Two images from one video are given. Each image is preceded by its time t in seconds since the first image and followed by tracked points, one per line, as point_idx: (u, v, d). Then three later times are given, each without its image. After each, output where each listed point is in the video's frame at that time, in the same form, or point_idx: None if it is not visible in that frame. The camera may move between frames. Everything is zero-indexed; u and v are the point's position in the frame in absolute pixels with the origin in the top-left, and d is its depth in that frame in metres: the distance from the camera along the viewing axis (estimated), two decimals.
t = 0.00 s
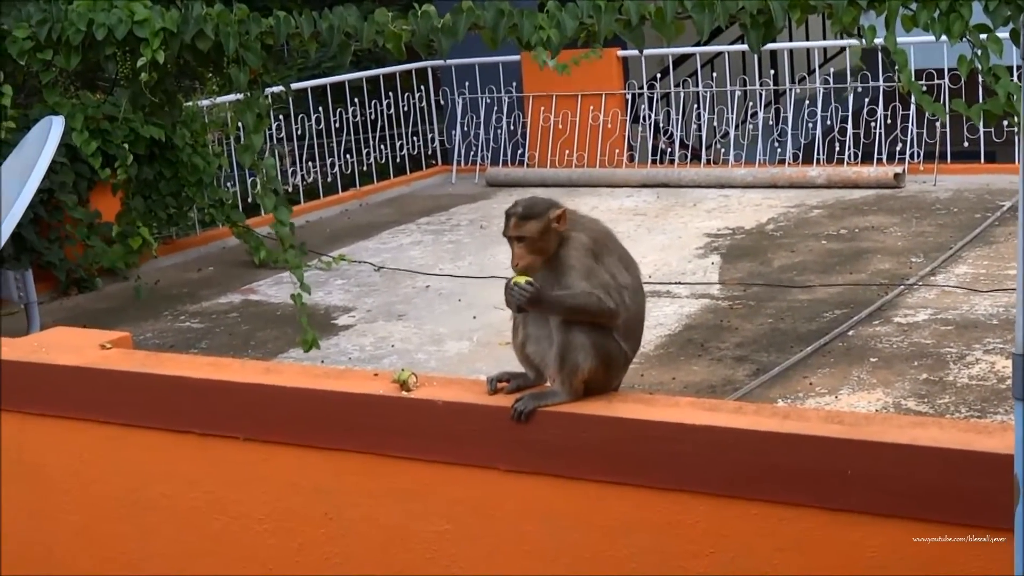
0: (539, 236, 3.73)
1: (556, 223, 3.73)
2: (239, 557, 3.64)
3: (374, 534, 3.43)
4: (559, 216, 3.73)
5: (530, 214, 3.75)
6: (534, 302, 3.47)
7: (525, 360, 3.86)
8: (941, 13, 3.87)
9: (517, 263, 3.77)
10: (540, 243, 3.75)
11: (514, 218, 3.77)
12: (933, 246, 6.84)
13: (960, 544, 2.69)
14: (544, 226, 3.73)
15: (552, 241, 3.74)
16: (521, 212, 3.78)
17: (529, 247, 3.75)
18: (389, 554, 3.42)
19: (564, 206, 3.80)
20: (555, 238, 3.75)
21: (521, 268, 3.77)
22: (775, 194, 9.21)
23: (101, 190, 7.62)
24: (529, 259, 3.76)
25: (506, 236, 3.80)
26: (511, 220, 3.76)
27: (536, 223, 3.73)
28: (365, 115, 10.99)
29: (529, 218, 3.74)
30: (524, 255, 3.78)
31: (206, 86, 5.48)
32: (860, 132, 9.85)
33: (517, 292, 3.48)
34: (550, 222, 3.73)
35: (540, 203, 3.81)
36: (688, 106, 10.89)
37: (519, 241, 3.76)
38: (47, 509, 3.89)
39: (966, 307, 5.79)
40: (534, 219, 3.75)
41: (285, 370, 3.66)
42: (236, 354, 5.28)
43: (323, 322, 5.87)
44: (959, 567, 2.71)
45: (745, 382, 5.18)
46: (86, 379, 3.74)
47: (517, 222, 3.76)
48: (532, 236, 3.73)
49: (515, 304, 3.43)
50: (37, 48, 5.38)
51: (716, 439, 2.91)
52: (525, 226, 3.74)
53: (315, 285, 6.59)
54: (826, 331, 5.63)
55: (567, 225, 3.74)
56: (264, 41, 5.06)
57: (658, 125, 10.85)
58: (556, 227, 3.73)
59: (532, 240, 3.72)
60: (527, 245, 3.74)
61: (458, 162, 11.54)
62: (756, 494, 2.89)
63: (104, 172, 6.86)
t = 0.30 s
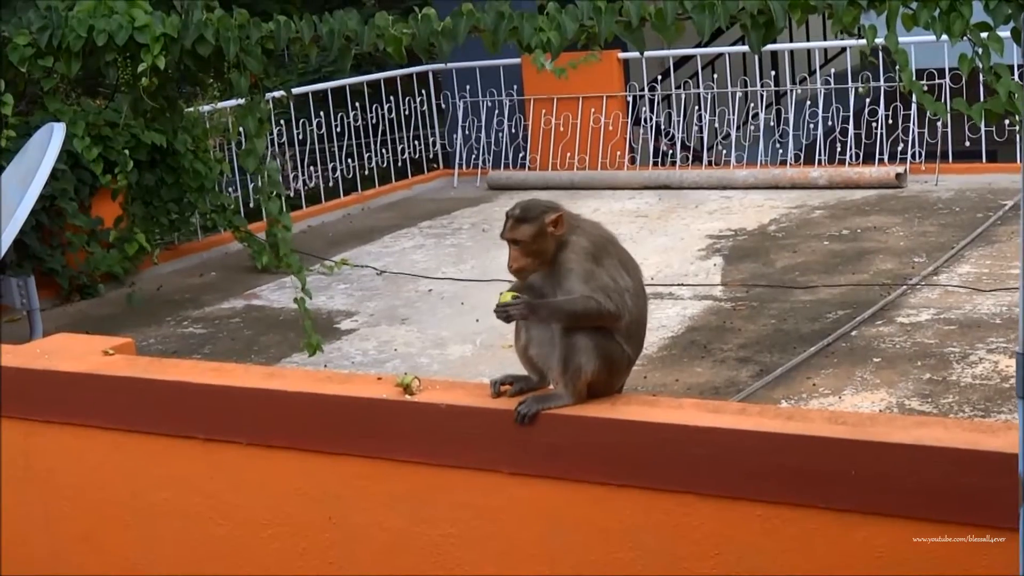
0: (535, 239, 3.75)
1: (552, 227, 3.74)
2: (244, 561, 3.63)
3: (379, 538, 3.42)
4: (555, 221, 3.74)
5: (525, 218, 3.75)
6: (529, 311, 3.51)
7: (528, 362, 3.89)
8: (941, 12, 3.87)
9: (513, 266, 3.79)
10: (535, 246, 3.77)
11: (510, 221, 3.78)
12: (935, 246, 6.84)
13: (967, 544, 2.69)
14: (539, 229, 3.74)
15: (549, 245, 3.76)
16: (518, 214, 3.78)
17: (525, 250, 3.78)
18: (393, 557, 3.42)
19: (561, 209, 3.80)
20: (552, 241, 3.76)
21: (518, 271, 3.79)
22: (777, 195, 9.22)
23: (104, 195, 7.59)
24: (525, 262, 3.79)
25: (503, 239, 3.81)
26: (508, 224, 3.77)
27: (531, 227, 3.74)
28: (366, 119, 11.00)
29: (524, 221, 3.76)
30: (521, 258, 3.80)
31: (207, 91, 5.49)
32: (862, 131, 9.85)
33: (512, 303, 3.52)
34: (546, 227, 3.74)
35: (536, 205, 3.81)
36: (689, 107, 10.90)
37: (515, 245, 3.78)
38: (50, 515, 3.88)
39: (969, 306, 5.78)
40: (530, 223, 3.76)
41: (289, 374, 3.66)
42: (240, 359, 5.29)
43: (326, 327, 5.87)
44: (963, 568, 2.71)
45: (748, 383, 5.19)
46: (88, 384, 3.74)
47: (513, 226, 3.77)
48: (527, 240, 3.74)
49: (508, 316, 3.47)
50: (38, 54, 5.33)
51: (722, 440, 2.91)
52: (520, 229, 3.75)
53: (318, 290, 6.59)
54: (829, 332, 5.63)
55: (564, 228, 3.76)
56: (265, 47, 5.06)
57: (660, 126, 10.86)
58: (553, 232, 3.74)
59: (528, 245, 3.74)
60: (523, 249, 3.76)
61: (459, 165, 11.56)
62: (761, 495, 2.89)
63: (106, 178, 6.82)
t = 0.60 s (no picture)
0: (534, 244, 3.70)
1: (550, 231, 3.69)
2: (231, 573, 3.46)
3: (369, 549, 3.25)
4: (554, 225, 3.69)
5: (524, 224, 3.72)
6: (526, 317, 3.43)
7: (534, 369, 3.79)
8: (949, 10, 3.77)
9: (514, 272, 3.74)
10: (535, 250, 3.72)
11: (510, 227, 3.75)
12: (945, 249, 6.73)
13: (996, 560, 2.47)
14: (538, 234, 3.70)
15: (548, 249, 3.70)
16: (517, 220, 3.75)
17: (524, 255, 3.74)
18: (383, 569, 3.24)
19: (561, 213, 3.74)
20: (552, 245, 3.70)
21: (518, 277, 3.74)
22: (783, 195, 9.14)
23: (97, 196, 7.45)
24: (526, 268, 3.74)
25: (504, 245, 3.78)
26: (507, 229, 3.74)
27: (530, 232, 3.70)
28: (364, 118, 10.89)
29: (521, 227, 3.72)
30: (521, 263, 3.76)
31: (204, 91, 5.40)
32: (868, 132, 9.77)
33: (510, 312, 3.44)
34: (545, 231, 3.69)
35: (536, 211, 3.78)
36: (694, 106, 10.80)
37: (515, 251, 3.74)
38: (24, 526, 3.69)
39: (979, 309, 5.69)
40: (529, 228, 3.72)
41: (277, 378, 3.48)
42: (236, 363, 5.16)
43: (324, 330, 5.77)
44: None
45: (755, 389, 5.11)
46: (62, 386, 3.53)
47: (511, 231, 3.74)
48: (525, 245, 3.70)
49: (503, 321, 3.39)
50: (33, 54, 5.18)
51: (734, 446, 2.69)
52: (518, 234, 3.71)
53: (315, 293, 6.49)
54: (837, 336, 5.52)
55: (564, 231, 3.69)
56: (263, 45, 4.96)
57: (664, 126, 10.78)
58: (552, 236, 3.69)
59: (525, 250, 3.70)
60: (522, 254, 3.71)
61: (459, 165, 11.49)
62: (775, 503, 2.67)
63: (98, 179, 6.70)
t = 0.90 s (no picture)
0: (537, 239, 3.13)
1: (554, 225, 3.11)
2: None
3: None
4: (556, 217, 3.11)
5: (522, 215, 3.15)
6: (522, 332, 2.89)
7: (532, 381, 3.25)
8: None
9: (511, 271, 3.16)
10: (536, 246, 3.14)
11: (508, 218, 3.19)
12: (994, 244, 6.14)
13: None
14: (539, 228, 3.14)
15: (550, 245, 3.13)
16: (516, 211, 3.18)
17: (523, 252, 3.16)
18: None
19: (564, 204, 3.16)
20: (553, 241, 3.12)
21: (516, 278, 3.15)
22: (814, 184, 8.59)
23: (43, 189, 7.00)
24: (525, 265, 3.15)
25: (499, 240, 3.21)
26: (504, 221, 3.18)
27: (529, 225, 3.13)
28: (342, 99, 10.27)
29: (521, 219, 3.15)
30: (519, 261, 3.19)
31: (161, 68, 4.76)
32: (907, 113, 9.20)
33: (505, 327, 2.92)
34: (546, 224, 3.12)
35: (538, 201, 3.20)
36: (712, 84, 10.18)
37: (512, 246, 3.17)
38: None
39: None
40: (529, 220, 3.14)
41: (241, 391, 3.05)
42: (196, 375, 4.60)
43: (295, 338, 5.18)
44: None
45: (781, 403, 4.57)
46: None
47: (510, 224, 3.17)
48: (526, 240, 3.13)
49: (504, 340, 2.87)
50: None
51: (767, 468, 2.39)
52: (518, 228, 3.14)
53: (286, 295, 5.88)
54: (873, 343, 4.96)
55: (568, 225, 3.11)
56: (227, 17, 4.39)
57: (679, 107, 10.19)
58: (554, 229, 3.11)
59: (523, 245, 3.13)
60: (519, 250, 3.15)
61: (449, 152, 10.90)
62: (797, 530, 2.39)
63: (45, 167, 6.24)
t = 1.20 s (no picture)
0: (549, 252, 2.88)
1: (566, 229, 2.87)
2: None
3: None
4: (567, 223, 2.87)
5: (525, 221, 2.90)
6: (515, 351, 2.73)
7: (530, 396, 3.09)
8: None
9: (523, 285, 2.94)
10: (547, 257, 2.89)
11: (513, 231, 2.92)
12: None
13: None
14: (548, 236, 2.88)
15: (563, 254, 2.88)
16: (520, 219, 2.92)
17: (530, 264, 2.92)
18: None
19: (572, 205, 2.92)
20: (563, 249, 2.89)
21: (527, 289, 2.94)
22: (846, 174, 8.07)
23: None
24: (534, 275, 2.93)
25: (504, 252, 2.96)
26: (510, 230, 2.92)
27: (534, 232, 2.88)
28: (312, 78, 9.53)
29: (530, 229, 2.89)
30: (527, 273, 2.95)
31: (111, 43, 4.22)
32: (950, 95, 8.73)
33: (500, 346, 2.74)
34: (555, 230, 2.87)
35: (542, 203, 2.94)
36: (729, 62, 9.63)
37: (516, 257, 2.92)
38: None
39: None
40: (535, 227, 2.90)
41: (214, 412, 2.96)
42: (148, 390, 4.10)
43: (259, 346, 4.66)
44: None
45: (809, 420, 4.10)
46: None
47: (516, 238, 2.90)
48: (537, 254, 2.88)
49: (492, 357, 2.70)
50: None
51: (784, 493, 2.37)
52: (528, 242, 2.88)
53: (252, 299, 5.34)
54: (912, 353, 4.46)
55: (578, 229, 2.88)
56: None
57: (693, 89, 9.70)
58: (565, 235, 2.88)
59: (529, 254, 2.89)
60: (524, 260, 2.90)
61: (433, 138, 10.33)
62: (804, 559, 2.39)
63: None
